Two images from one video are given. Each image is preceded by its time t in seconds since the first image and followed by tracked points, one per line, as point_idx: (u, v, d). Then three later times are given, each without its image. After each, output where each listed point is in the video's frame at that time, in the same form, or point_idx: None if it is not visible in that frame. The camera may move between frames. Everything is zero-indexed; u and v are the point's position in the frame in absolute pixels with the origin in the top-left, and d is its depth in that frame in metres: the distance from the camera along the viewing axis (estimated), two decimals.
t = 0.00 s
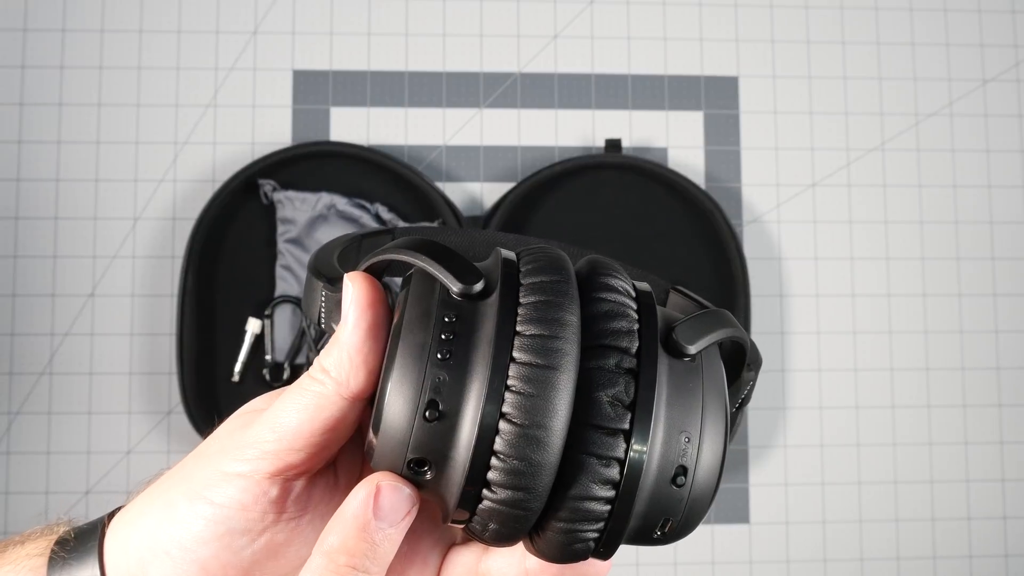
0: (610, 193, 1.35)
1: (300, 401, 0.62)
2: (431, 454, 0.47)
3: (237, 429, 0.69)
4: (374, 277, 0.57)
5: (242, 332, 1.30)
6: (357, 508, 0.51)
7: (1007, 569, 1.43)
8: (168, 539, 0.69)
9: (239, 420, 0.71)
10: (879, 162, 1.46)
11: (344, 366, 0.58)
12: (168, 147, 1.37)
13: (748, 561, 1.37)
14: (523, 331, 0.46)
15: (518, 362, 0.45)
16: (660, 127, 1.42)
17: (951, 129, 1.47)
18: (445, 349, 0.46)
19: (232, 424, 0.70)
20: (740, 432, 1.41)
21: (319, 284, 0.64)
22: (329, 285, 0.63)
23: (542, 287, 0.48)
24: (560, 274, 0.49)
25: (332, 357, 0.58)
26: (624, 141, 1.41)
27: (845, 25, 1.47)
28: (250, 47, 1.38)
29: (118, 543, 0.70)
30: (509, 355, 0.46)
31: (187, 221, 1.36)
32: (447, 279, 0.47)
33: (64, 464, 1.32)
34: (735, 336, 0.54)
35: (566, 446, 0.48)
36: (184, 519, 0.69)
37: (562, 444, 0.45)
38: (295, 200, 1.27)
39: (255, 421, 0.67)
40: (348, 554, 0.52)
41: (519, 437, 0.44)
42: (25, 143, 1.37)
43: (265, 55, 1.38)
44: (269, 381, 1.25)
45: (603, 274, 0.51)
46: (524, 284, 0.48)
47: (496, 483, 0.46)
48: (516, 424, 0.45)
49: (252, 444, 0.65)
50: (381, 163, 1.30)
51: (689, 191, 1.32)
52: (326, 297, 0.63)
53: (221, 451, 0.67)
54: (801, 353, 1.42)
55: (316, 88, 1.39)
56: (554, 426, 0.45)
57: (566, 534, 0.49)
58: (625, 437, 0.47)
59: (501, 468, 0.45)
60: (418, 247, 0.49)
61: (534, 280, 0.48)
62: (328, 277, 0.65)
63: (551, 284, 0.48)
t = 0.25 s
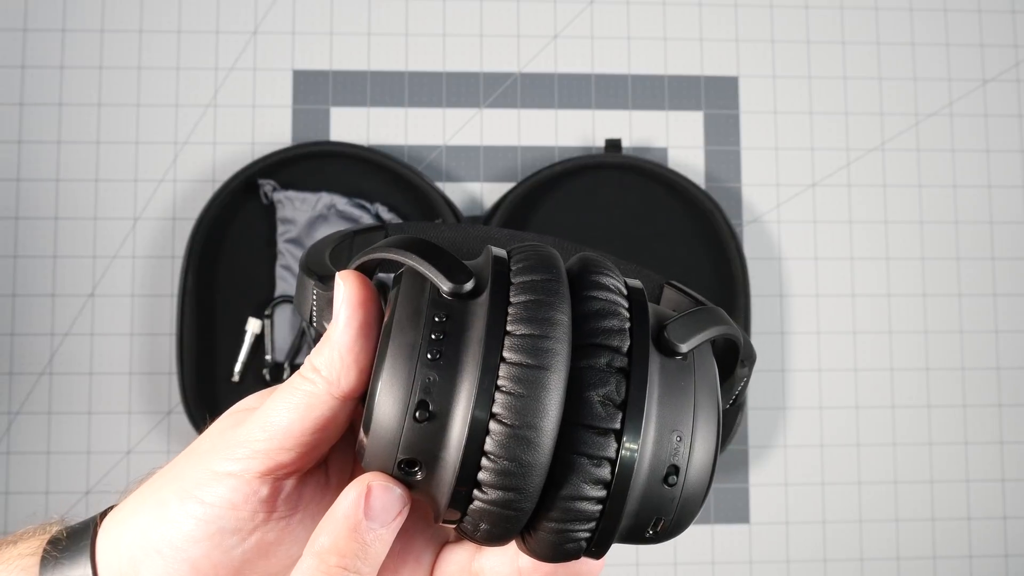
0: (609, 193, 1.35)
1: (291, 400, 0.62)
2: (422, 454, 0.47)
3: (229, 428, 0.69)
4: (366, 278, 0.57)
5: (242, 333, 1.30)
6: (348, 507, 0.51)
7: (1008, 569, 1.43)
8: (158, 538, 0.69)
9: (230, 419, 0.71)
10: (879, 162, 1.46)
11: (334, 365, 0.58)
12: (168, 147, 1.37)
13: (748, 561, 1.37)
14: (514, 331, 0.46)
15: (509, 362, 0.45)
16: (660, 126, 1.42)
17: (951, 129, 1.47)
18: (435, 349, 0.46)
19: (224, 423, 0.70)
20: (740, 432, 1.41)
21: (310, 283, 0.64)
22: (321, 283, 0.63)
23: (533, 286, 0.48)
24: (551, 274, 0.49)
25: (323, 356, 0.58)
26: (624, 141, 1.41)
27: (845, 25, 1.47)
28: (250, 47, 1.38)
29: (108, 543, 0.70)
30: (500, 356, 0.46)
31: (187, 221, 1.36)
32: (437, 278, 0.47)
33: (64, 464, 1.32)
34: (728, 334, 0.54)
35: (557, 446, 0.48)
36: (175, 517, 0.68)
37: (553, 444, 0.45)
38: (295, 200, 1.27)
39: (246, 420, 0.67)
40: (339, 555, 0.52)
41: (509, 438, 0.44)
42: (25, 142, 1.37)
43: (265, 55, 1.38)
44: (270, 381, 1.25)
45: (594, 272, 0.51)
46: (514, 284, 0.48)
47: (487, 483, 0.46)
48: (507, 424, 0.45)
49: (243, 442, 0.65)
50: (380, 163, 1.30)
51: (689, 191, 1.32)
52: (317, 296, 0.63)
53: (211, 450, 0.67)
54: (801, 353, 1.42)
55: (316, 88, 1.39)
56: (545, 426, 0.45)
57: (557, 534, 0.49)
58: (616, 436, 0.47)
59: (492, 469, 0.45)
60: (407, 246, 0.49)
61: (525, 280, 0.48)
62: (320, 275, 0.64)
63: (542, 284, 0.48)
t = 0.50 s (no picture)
0: (609, 193, 1.35)
1: (289, 398, 0.62)
2: (419, 453, 0.47)
3: (227, 425, 0.69)
4: (365, 278, 0.56)
5: (242, 332, 1.30)
6: (345, 505, 0.51)
7: (1008, 569, 1.43)
8: (156, 535, 0.69)
9: (228, 416, 0.71)
10: (879, 162, 1.46)
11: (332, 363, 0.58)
12: (168, 147, 1.37)
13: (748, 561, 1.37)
14: (512, 330, 0.46)
15: (507, 361, 0.45)
16: (660, 126, 1.42)
17: (951, 129, 1.47)
18: (433, 347, 0.46)
19: (222, 421, 0.70)
20: (740, 432, 1.41)
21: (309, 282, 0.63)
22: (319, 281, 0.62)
23: (531, 284, 0.48)
24: (549, 272, 0.49)
25: (321, 355, 0.58)
26: (624, 141, 1.41)
27: (845, 25, 1.47)
28: (250, 47, 1.38)
29: (106, 540, 0.70)
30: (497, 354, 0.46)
31: (187, 221, 1.36)
32: (435, 277, 0.47)
33: (64, 464, 1.32)
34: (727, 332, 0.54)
35: (556, 445, 0.48)
36: (172, 515, 0.68)
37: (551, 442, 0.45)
38: (295, 200, 1.27)
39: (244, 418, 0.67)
40: (336, 553, 0.52)
41: (507, 436, 0.44)
42: (25, 142, 1.37)
43: (265, 55, 1.38)
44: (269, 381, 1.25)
45: (593, 271, 0.51)
46: (513, 282, 0.48)
47: (485, 482, 0.46)
48: (505, 422, 0.45)
49: (241, 441, 0.65)
50: (381, 163, 1.30)
51: (689, 191, 1.32)
52: (316, 295, 0.63)
53: (210, 447, 0.68)
54: (801, 353, 1.42)
55: (316, 88, 1.39)
56: (543, 425, 0.45)
57: (555, 533, 0.49)
58: (614, 435, 0.47)
59: (490, 467, 0.45)
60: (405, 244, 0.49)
61: (523, 278, 0.48)
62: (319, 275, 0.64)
63: (540, 282, 0.48)
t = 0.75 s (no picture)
0: (608, 192, 1.35)
1: (287, 392, 0.62)
2: (416, 446, 0.47)
3: (225, 420, 0.69)
4: (363, 272, 0.56)
5: (241, 331, 1.30)
6: (341, 499, 0.51)
7: (1007, 568, 1.43)
8: (154, 530, 0.69)
9: (226, 411, 0.71)
10: (879, 162, 1.46)
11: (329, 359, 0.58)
12: (168, 147, 1.37)
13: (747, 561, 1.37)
14: (509, 323, 0.46)
15: (503, 354, 0.45)
16: (660, 126, 1.42)
17: (951, 129, 1.48)
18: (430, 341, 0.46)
19: (220, 416, 0.70)
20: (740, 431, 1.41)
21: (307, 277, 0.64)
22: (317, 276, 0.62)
23: (528, 277, 0.48)
24: (546, 265, 0.49)
25: (319, 349, 0.57)
26: (624, 141, 1.41)
27: (846, 26, 1.47)
28: (250, 47, 1.38)
29: (105, 535, 0.70)
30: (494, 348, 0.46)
31: (187, 221, 1.36)
32: (432, 270, 0.47)
33: (64, 464, 1.32)
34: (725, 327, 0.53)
35: (552, 439, 0.48)
36: (170, 509, 0.68)
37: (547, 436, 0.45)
38: (295, 200, 1.27)
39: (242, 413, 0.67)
40: (333, 546, 0.53)
41: (504, 430, 0.45)
42: (25, 142, 1.37)
43: (265, 55, 1.38)
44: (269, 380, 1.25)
45: (590, 264, 0.51)
46: (510, 274, 0.48)
47: (481, 475, 0.46)
48: (501, 415, 0.45)
49: (239, 436, 0.65)
50: (380, 163, 1.30)
51: (688, 190, 1.32)
52: (314, 290, 0.62)
53: (207, 442, 0.68)
54: (801, 353, 1.42)
55: (316, 88, 1.38)
56: (539, 418, 0.45)
57: (552, 527, 0.49)
58: (611, 428, 0.47)
59: (486, 460, 0.45)
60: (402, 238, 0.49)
61: (520, 270, 0.48)
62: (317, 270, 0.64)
63: (538, 275, 0.48)
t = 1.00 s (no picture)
0: (608, 192, 1.35)
1: (283, 391, 0.61)
2: (413, 445, 0.47)
3: (222, 418, 0.69)
4: (361, 269, 0.56)
5: (241, 330, 1.30)
6: (341, 498, 0.51)
7: (1007, 568, 1.43)
8: (152, 528, 0.69)
9: (223, 410, 0.71)
10: (879, 162, 1.46)
11: (326, 357, 0.58)
12: (168, 147, 1.37)
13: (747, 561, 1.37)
14: (507, 322, 0.46)
15: (502, 353, 0.45)
16: (660, 126, 1.42)
17: (951, 129, 1.48)
18: (428, 340, 0.46)
19: (218, 414, 0.70)
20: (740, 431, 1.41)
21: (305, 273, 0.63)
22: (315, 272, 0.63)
23: (526, 275, 0.48)
24: (545, 262, 0.49)
25: (316, 347, 0.57)
26: (624, 141, 1.41)
27: (846, 26, 1.47)
28: (250, 47, 1.38)
29: (106, 533, 0.71)
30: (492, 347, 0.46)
31: (187, 221, 1.36)
32: (429, 268, 0.47)
33: (64, 464, 1.32)
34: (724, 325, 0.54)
35: (551, 439, 0.48)
36: (167, 508, 0.69)
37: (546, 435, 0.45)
38: (295, 200, 1.27)
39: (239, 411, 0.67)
40: (332, 545, 0.52)
41: (503, 429, 0.45)
42: (25, 143, 1.37)
43: (265, 55, 1.38)
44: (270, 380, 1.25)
45: (588, 261, 0.51)
46: (508, 272, 0.48)
47: (479, 475, 0.46)
48: (500, 415, 0.45)
49: (235, 434, 0.65)
50: (380, 163, 1.30)
51: (688, 189, 1.32)
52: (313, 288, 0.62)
53: (204, 441, 0.68)
54: (801, 353, 1.42)
55: (316, 88, 1.38)
56: (538, 417, 0.45)
57: (551, 527, 0.49)
58: (610, 428, 0.47)
59: (485, 460, 0.45)
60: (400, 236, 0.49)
61: (518, 268, 0.48)
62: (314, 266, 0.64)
63: (536, 273, 0.48)
